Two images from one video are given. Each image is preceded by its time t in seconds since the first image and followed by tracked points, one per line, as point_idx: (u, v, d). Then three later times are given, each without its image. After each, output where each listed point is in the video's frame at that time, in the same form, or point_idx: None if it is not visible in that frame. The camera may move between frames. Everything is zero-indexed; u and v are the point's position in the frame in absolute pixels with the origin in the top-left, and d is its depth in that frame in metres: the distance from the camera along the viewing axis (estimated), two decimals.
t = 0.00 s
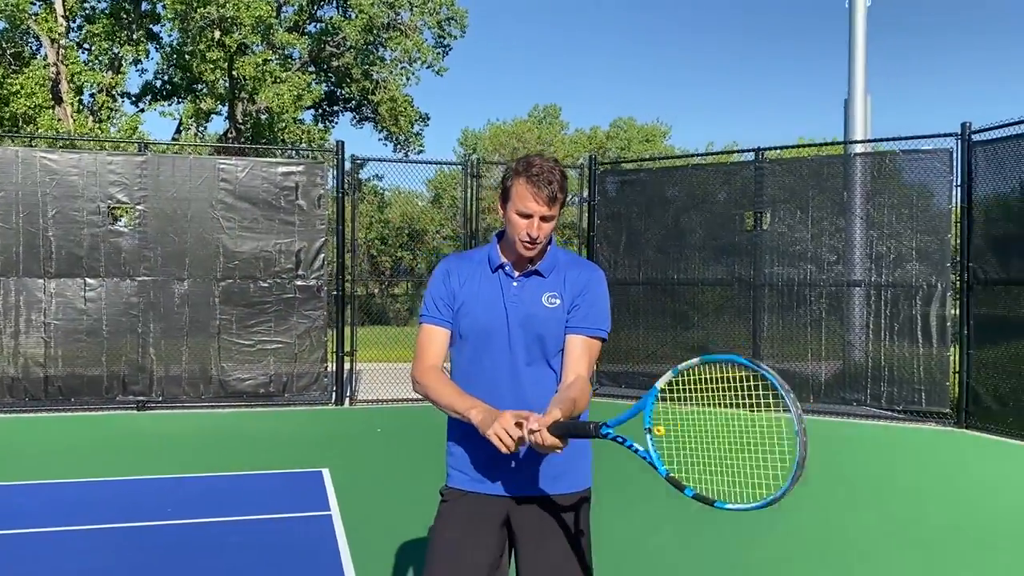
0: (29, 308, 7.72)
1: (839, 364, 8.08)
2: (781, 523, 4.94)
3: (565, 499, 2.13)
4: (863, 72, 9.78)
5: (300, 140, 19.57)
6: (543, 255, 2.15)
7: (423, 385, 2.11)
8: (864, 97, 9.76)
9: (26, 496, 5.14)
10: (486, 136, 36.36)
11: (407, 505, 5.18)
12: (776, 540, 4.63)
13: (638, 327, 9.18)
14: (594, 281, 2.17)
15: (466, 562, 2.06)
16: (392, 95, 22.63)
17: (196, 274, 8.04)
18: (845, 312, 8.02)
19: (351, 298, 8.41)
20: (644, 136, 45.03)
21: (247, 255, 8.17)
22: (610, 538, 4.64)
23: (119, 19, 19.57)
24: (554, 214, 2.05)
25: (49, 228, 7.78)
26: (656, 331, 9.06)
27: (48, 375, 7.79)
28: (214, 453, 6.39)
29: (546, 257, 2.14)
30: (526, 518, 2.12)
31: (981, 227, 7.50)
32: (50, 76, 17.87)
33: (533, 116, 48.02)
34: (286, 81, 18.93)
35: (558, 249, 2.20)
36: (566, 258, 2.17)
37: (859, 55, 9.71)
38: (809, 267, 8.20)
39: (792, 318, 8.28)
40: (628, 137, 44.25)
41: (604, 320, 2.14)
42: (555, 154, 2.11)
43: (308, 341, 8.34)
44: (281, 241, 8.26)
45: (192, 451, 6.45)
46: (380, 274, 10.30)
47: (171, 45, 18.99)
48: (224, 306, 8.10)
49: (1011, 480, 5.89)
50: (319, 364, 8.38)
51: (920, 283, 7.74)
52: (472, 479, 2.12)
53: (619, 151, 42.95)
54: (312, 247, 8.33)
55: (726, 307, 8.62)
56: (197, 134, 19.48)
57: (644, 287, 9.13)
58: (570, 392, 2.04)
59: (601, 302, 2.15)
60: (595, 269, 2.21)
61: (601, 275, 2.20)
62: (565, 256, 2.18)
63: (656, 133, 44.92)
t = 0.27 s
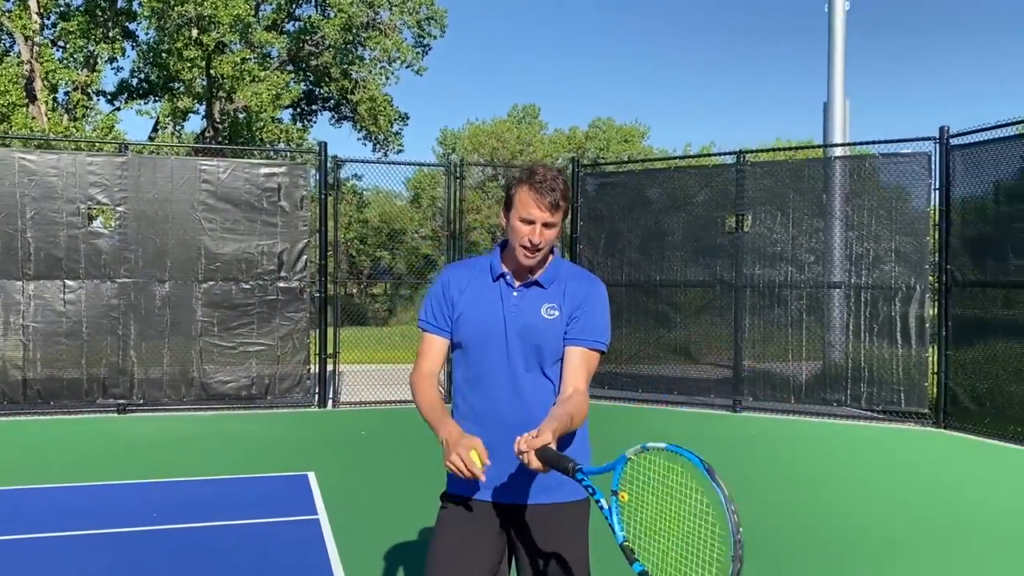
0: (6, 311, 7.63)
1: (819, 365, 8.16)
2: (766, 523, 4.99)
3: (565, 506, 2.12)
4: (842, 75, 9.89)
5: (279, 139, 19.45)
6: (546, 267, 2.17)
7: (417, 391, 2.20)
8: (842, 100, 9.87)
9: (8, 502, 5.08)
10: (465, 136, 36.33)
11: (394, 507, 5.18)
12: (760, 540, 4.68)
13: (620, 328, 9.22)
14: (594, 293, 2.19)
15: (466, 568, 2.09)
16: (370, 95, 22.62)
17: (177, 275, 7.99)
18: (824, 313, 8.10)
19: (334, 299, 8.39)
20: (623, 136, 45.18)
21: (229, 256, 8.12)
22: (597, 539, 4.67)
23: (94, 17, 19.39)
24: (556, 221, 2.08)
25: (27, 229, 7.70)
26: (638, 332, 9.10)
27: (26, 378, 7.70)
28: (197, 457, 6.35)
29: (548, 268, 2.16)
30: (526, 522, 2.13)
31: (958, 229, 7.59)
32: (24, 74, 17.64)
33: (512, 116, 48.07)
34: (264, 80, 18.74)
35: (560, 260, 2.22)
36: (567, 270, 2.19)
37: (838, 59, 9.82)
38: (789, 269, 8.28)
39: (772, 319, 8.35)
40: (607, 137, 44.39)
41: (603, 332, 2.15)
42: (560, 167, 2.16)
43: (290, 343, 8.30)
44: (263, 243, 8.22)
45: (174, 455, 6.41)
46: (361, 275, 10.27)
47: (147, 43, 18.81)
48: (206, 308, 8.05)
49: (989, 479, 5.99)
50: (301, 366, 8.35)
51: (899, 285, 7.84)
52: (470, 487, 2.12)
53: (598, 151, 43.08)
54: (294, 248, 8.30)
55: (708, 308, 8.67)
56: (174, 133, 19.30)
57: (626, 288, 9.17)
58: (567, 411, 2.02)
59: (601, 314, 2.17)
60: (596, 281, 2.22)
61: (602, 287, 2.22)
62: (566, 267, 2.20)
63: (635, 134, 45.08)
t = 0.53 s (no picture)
0: None
1: (799, 364, 8.26)
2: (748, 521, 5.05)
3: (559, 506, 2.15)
4: (821, 78, 9.99)
5: (258, 138, 19.35)
6: (541, 268, 2.21)
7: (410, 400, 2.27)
8: (821, 103, 9.98)
9: None
10: (446, 136, 36.33)
11: (380, 507, 5.19)
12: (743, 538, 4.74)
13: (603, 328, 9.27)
14: (591, 295, 2.21)
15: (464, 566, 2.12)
16: (350, 94, 22.49)
17: (159, 276, 7.94)
18: (804, 314, 8.19)
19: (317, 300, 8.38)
20: (603, 136, 45.31)
21: (211, 257, 8.09)
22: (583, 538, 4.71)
23: (71, 14, 19.20)
24: (547, 208, 2.17)
25: (7, 229, 7.63)
26: (620, 332, 9.16)
27: (5, 380, 7.64)
28: (180, 458, 6.33)
29: (543, 266, 2.21)
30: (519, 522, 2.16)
31: (934, 230, 7.70)
32: None
33: (492, 116, 48.10)
34: (244, 79, 18.80)
35: (558, 263, 2.26)
36: (564, 272, 2.22)
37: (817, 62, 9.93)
38: (769, 269, 8.36)
39: (753, 319, 8.43)
40: (587, 137, 44.51)
41: (598, 334, 2.16)
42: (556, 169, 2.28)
43: (273, 344, 8.28)
44: (246, 243, 8.20)
45: (157, 456, 6.38)
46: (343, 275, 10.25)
47: (125, 41, 18.65)
48: (188, 309, 8.01)
49: (966, 476, 6.09)
50: (285, 367, 8.33)
51: (877, 285, 7.95)
52: (466, 486, 2.16)
53: (578, 151, 43.20)
54: (277, 248, 8.28)
55: (689, 308, 8.75)
56: (153, 132, 19.15)
57: (608, 288, 9.22)
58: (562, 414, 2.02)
59: (597, 317, 2.18)
60: (593, 284, 2.24)
61: (598, 291, 2.24)
62: (564, 269, 2.23)
63: (615, 134, 45.23)
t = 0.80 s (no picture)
0: None
1: (779, 362, 8.32)
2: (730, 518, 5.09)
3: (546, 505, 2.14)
4: (801, 78, 10.07)
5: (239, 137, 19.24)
6: (528, 266, 2.22)
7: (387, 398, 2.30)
8: (802, 103, 10.05)
9: None
10: (429, 135, 36.26)
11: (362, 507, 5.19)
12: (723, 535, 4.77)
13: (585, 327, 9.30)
14: (578, 295, 2.21)
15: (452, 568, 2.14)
16: (333, 94, 22.38)
17: (140, 275, 7.89)
18: (784, 312, 8.25)
19: (299, 299, 8.35)
20: (585, 136, 45.38)
21: (193, 256, 8.04)
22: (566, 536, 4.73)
23: (49, 10, 19.01)
24: (535, 211, 2.16)
25: None
26: (602, 331, 9.18)
27: None
28: (162, 457, 6.29)
29: (531, 266, 2.22)
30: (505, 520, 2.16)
31: (913, 229, 7.78)
32: None
33: (475, 115, 48.05)
34: (225, 78, 18.71)
35: (546, 261, 2.26)
36: (552, 271, 2.22)
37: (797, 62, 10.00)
38: (750, 268, 8.42)
39: (734, 318, 8.48)
40: (570, 137, 44.56)
41: (585, 334, 2.16)
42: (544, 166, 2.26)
43: (255, 343, 8.24)
44: (227, 242, 8.16)
45: (139, 456, 6.34)
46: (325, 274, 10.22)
47: (104, 38, 18.49)
48: (169, 308, 7.96)
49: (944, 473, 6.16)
50: (267, 366, 8.29)
51: (857, 284, 8.02)
52: (453, 484, 2.17)
53: (561, 151, 43.24)
54: (259, 247, 8.24)
55: (671, 307, 8.79)
56: (132, 130, 19.00)
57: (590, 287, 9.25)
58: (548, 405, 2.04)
59: (583, 316, 2.18)
60: (581, 283, 2.25)
61: (586, 290, 2.23)
62: (552, 268, 2.23)
63: (597, 134, 45.31)
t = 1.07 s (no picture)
0: None
1: (761, 361, 8.37)
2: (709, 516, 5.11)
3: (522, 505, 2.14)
4: (783, 78, 10.12)
5: (222, 135, 19.13)
6: (507, 264, 2.21)
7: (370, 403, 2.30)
8: (783, 103, 10.11)
9: None
10: (413, 134, 36.20)
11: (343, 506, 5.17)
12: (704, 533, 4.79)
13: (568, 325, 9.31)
14: (557, 292, 2.20)
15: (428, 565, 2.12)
16: (318, 92, 21.94)
17: (120, 274, 7.84)
18: (766, 311, 8.29)
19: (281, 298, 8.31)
20: (570, 135, 45.41)
21: (174, 255, 7.99)
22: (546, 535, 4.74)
23: (29, 7, 18.84)
24: (515, 209, 2.16)
25: None
26: (585, 329, 9.20)
27: None
28: (142, 458, 6.25)
29: (510, 264, 2.21)
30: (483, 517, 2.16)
31: (894, 229, 7.84)
32: None
33: (460, 114, 48.01)
34: (208, 76, 18.62)
35: (526, 260, 2.26)
36: (532, 269, 2.22)
37: (779, 63, 10.06)
38: (732, 267, 8.45)
39: (716, 317, 8.52)
40: (555, 137, 44.59)
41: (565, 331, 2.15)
42: (522, 166, 2.27)
43: (237, 342, 8.20)
44: (209, 241, 8.11)
45: (118, 456, 6.30)
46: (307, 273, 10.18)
47: (85, 36, 18.33)
48: (150, 307, 7.91)
49: (922, 471, 6.21)
50: (248, 366, 8.25)
51: (838, 283, 8.07)
52: (431, 482, 2.17)
53: (546, 151, 43.27)
54: (240, 246, 8.20)
55: (654, 305, 8.82)
56: (114, 128, 18.85)
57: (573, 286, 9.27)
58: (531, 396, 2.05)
59: (563, 314, 2.18)
60: (560, 281, 2.24)
61: (566, 288, 2.23)
62: (532, 267, 2.23)
63: (582, 134, 45.37)
